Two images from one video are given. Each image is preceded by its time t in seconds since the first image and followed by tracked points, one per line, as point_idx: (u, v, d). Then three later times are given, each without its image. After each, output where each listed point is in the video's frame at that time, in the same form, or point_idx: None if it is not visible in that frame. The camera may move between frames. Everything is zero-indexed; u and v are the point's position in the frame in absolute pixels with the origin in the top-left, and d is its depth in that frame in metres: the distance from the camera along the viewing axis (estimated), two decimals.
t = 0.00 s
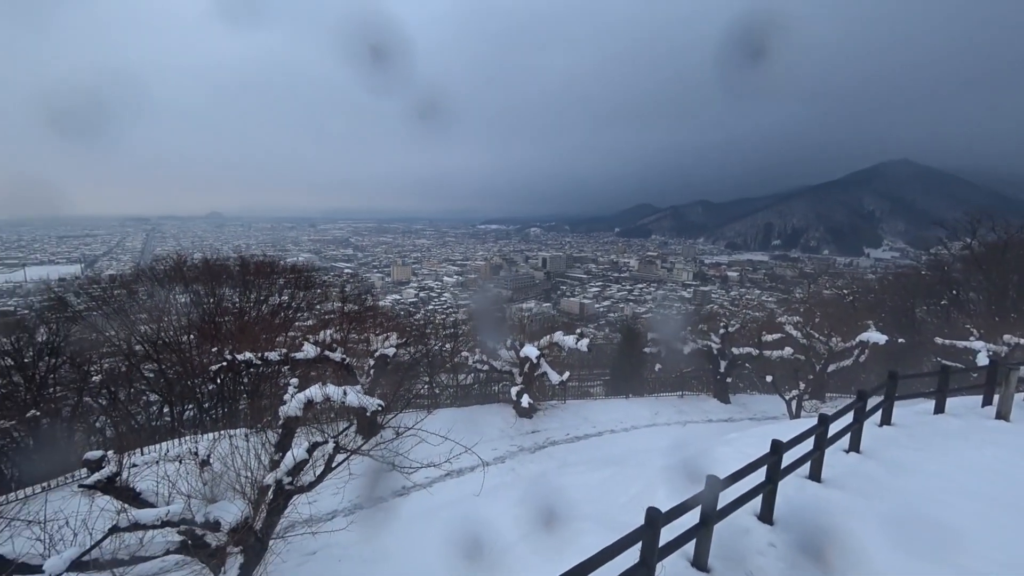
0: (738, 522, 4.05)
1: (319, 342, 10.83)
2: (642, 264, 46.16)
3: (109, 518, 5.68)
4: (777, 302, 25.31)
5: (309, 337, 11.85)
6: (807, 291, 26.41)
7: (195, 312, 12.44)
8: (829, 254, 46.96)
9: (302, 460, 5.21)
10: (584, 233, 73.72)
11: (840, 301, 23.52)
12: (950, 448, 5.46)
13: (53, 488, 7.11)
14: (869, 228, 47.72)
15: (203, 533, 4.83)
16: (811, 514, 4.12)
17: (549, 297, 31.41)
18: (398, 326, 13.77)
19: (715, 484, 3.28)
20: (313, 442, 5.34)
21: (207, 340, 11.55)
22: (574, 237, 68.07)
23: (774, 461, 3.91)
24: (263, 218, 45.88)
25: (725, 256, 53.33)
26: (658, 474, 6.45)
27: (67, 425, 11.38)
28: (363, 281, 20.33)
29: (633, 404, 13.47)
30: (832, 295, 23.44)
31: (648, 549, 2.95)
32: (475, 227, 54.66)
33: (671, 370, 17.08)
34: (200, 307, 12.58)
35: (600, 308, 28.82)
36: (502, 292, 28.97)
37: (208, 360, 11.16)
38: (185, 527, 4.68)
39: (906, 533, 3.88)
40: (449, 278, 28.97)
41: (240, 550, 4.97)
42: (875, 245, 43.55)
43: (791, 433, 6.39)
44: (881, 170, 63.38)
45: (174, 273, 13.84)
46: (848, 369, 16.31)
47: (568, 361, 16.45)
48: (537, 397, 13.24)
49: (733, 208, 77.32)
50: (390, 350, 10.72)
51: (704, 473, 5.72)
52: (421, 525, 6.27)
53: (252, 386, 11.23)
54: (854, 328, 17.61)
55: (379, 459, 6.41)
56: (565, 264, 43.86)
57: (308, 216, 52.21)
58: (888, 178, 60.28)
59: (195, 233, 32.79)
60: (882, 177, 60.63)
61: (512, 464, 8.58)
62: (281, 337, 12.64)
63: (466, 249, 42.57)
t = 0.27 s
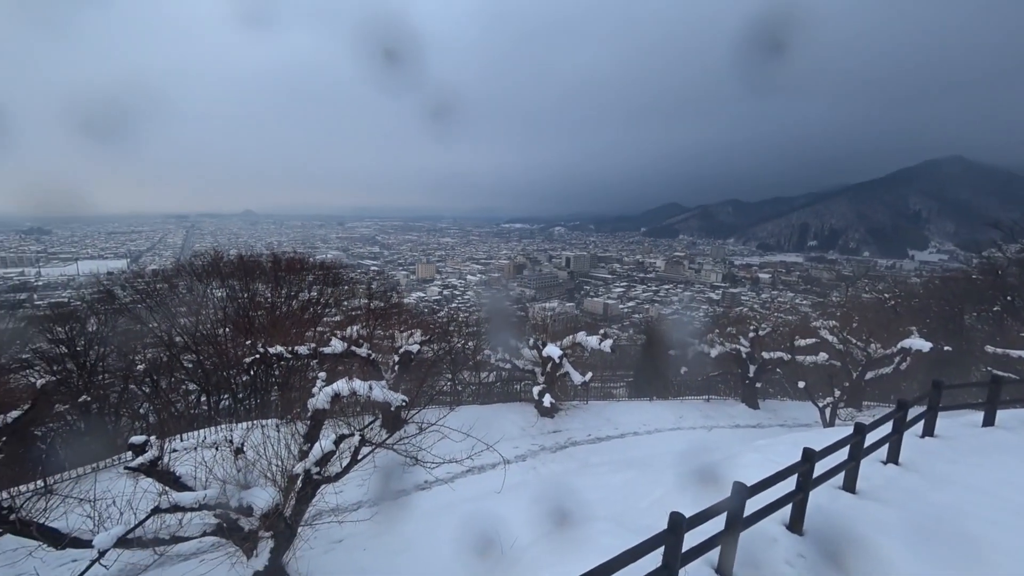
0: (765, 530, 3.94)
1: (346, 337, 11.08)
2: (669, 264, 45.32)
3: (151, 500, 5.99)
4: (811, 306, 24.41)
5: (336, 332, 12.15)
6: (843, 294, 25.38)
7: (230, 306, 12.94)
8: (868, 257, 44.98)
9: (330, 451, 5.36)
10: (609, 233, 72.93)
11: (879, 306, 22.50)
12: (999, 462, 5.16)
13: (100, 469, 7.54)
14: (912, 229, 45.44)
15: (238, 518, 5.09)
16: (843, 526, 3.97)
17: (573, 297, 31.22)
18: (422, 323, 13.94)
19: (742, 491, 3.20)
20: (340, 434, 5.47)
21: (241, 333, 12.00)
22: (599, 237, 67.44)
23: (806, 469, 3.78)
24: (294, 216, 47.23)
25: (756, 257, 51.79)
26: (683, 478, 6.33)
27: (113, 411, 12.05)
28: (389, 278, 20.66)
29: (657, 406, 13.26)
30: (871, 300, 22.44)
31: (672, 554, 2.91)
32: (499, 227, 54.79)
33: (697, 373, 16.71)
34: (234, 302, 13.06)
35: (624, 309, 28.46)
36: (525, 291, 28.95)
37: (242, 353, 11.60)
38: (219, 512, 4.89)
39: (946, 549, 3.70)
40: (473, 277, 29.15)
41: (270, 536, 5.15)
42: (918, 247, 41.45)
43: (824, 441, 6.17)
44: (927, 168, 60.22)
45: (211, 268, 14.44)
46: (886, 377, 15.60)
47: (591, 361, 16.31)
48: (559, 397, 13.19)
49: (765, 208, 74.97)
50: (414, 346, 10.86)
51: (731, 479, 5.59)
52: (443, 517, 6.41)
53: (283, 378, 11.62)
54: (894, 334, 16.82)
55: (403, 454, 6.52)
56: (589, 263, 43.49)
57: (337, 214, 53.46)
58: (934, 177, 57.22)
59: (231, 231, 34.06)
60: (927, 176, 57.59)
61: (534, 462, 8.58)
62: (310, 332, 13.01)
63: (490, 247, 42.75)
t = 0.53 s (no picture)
0: (789, 541, 3.83)
1: (369, 334, 11.31)
2: (694, 266, 44.45)
3: (183, 487, 6.25)
4: (844, 311, 23.52)
5: (361, 329, 12.42)
6: (879, 299, 24.36)
7: (260, 303, 13.42)
8: (907, 260, 43.03)
9: (352, 445, 5.47)
10: (633, 234, 72.02)
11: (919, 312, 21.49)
12: None
13: (137, 456, 7.91)
14: (955, 231, 43.22)
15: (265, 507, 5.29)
16: (872, 539, 3.83)
17: (595, 298, 30.96)
18: (443, 321, 14.08)
19: (765, 499, 3.12)
20: (363, 429, 5.63)
21: (269, 328, 12.40)
22: (622, 237, 66.69)
23: (833, 479, 3.66)
24: (321, 215, 48.38)
25: (786, 260, 50.23)
26: (705, 484, 6.21)
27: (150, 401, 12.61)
28: (412, 277, 20.95)
29: (680, 410, 13.02)
30: (909, 305, 21.46)
31: (691, 561, 2.86)
32: (522, 227, 54.84)
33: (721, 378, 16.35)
34: (264, 298, 13.53)
35: (647, 311, 28.05)
36: (547, 291, 28.90)
37: (270, 347, 11.98)
38: (247, 500, 5.07)
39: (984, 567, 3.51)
40: (495, 277, 29.28)
41: (294, 525, 5.31)
42: (963, 250, 39.43)
43: (853, 450, 5.97)
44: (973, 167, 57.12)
45: (241, 265, 14.95)
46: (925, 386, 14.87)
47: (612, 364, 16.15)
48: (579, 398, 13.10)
49: (797, 209, 72.60)
50: (435, 345, 10.99)
51: (756, 486, 5.45)
52: (461, 514, 6.49)
53: (309, 373, 11.96)
54: (934, 342, 16.04)
55: (423, 450, 6.60)
56: (612, 264, 43.06)
57: (363, 213, 54.51)
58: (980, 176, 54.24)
59: (261, 229, 35.15)
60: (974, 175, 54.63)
61: (553, 462, 8.55)
62: (335, 328, 13.32)
63: (512, 247, 42.81)
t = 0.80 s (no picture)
0: (816, 554, 3.73)
1: (393, 334, 11.52)
2: (720, 270, 43.47)
3: (215, 476, 6.50)
4: (879, 318, 22.59)
5: (385, 328, 12.66)
6: (918, 305, 23.29)
7: (289, 302, 13.85)
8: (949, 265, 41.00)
9: (375, 442, 5.60)
10: (657, 236, 70.99)
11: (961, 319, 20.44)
12: None
13: (173, 446, 8.27)
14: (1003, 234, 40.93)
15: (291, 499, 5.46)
16: (905, 555, 3.69)
17: (618, 301, 30.65)
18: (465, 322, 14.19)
19: (791, 510, 3.06)
20: (386, 427, 5.77)
21: (298, 326, 12.78)
22: (646, 240, 65.82)
23: (864, 492, 3.54)
24: (348, 216, 49.53)
25: (817, 264, 48.58)
26: (730, 493, 6.08)
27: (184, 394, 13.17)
28: (435, 278, 21.21)
29: (703, 417, 12.76)
30: (951, 312, 20.43)
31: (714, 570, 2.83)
32: (544, 229, 54.80)
33: (748, 385, 15.95)
34: (293, 297, 13.95)
35: (671, 314, 27.58)
36: (569, 294, 28.79)
37: (298, 345, 12.34)
38: (275, 493, 5.24)
39: None
40: (516, 279, 29.34)
41: (320, 518, 5.47)
42: (1011, 255, 37.31)
43: (887, 463, 5.75)
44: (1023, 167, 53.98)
45: (271, 264, 15.47)
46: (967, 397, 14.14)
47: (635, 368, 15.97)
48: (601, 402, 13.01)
49: (829, 211, 70.15)
50: (457, 345, 11.11)
51: (783, 497, 5.31)
52: (483, 515, 6.55)
53: (334, 371, 12.26)
54: (978, 351, 15.23)
55: (445, 449, 6.68)
56: (635, 267, 42.56)
57: (388, 214, 55.54)
58: None
59: (291, 229, 36.22)
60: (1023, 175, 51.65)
61: (573, 465, 8.51)
62: (360, 327, 13.62)
63: (534, 249, 42.82)
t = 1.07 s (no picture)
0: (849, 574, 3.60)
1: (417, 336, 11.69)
2: (749, 276, 42.35)
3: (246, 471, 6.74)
4: (920, 329, 21.56)
5: (410, 330, 12.86)
6: (963, 316, 22.12)
7: (318, 303, 14.24)
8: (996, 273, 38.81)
9: (400, 443, 5.70)
10: (684, 241, 69.74)
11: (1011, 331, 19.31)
12: None
13: (206, 440, 8.60)
14: None
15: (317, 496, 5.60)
16: None
17: (642, 306, 30.23)
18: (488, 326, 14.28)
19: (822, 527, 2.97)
20: (411, 429, 5.88)
21: (326, 327, 13.12)
22: (672, 245, 64.77)
23: (901, 512, 3.39)
24: (375, 218, 50.59)
25: (853, 271, 46.75)
26: (759, 508, 5.91)
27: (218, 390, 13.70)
28: (459, 281, 21.43)
29: (730, 427, 12.45)
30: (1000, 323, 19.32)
31: None
32: (568, 233, 54.63)
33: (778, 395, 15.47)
34: (322, 298, 14.34)
35: (697, 321, 27.03)
36: (592, 299, 28.60)
37: (326, 345, 12.66)
38: (302, 489, 5.39)
39: None
40: (540, 283, 29.33)
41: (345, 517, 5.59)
42: None
43: (928, 482, 5.48)
44: None
45: (302, 266, 15.94)
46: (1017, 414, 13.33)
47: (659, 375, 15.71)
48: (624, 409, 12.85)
49: (866, 216, 67.46)
50: (481, 348, 11.20)
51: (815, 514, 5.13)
52: (508, 519, 6.58)
53: (360, 371, 12.53)
54: None
55: (468, 452, 6.72)
56: (661, 272, 41.91)
57: (414, 218, 56.46)
58: None
59: (320, 232, 37.25)
60: None
61: (596, 472, 8.43)
62: (385, 329, 13.88)
63: (557, 253, 42.71)
